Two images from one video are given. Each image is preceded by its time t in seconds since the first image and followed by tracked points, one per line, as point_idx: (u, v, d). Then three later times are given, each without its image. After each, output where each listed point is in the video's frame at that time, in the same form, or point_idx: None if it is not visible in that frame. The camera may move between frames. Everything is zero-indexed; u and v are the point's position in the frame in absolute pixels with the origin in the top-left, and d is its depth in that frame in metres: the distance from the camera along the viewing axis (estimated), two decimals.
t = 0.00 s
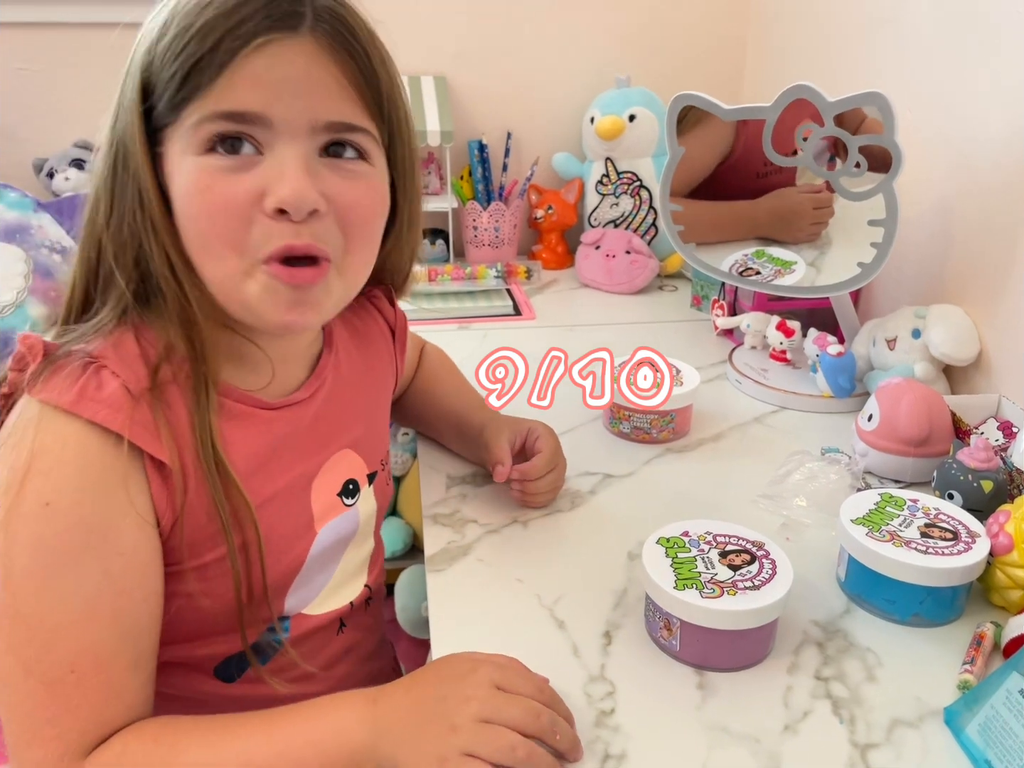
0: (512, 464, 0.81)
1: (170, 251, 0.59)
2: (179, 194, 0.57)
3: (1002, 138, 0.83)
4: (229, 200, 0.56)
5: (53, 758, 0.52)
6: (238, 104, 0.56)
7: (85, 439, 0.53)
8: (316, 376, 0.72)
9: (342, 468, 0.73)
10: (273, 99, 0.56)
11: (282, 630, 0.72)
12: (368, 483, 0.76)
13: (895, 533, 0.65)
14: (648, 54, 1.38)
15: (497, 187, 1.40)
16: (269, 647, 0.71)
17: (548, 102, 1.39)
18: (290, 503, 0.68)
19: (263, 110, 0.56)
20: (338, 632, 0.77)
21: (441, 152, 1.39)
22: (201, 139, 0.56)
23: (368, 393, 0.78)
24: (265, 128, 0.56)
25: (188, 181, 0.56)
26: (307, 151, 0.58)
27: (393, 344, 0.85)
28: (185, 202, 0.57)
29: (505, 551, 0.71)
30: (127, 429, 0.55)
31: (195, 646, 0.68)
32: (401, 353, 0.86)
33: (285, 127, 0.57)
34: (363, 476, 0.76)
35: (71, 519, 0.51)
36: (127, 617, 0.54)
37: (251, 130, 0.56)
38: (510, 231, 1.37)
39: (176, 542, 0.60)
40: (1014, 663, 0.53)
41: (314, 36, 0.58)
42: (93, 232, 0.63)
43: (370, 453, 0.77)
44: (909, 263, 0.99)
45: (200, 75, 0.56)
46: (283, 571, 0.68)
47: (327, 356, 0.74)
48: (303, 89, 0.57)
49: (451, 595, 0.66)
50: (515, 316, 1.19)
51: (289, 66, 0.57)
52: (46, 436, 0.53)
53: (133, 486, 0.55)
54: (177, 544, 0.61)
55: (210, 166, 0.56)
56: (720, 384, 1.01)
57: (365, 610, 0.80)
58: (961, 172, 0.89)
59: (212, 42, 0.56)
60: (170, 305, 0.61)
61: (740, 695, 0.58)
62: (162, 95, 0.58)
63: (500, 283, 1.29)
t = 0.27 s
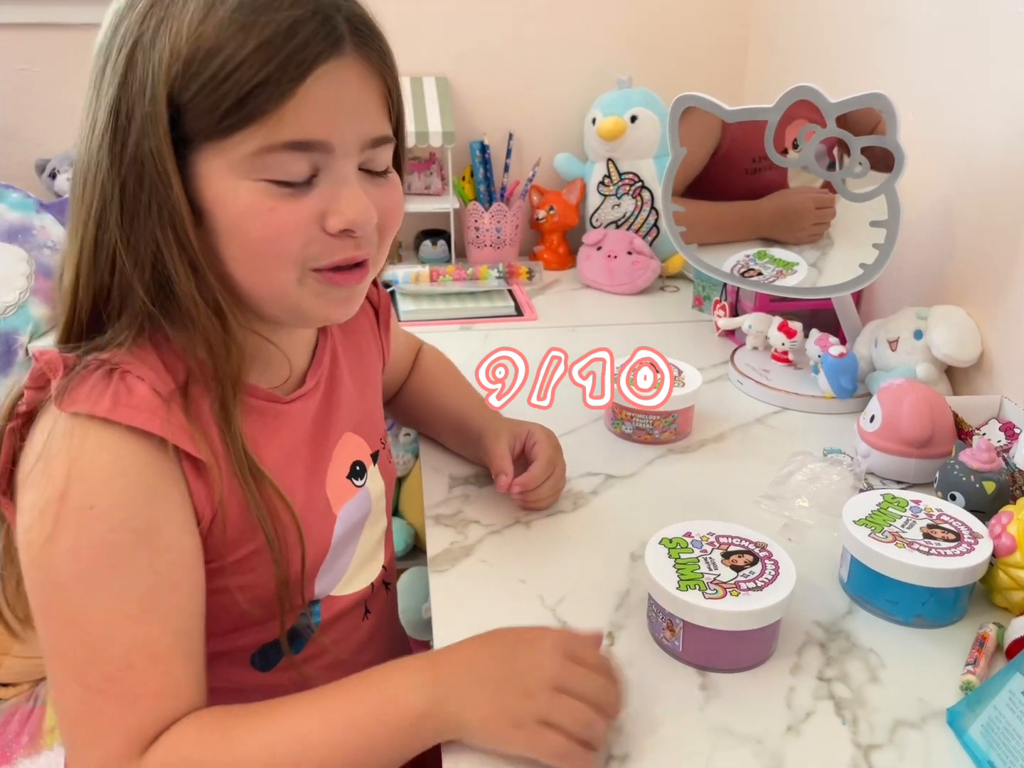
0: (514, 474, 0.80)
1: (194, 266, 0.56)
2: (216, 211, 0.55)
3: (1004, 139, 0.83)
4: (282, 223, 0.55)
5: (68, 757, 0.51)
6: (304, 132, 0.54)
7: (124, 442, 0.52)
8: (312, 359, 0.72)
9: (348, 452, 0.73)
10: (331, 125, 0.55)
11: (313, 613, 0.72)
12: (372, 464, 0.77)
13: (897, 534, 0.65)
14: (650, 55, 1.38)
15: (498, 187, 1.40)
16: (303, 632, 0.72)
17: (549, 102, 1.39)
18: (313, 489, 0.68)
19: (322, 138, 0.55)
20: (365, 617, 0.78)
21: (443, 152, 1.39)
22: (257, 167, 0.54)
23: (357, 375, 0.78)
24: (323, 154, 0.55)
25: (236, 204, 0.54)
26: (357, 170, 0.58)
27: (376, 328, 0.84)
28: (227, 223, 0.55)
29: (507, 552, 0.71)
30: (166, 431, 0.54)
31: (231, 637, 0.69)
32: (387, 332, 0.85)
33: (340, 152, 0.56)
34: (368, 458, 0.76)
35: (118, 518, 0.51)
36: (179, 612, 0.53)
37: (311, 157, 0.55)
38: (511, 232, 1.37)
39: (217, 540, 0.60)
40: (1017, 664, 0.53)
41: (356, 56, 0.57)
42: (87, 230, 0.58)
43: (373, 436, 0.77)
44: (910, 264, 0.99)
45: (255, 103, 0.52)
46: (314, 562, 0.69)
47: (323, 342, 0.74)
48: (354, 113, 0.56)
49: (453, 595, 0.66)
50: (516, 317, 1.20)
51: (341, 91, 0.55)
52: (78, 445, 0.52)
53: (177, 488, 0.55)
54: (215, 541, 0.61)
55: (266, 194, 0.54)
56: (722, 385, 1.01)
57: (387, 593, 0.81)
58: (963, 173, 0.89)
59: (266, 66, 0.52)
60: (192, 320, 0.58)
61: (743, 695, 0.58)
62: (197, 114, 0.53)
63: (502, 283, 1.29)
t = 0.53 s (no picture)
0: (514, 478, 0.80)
1: (225, 269, 0.56)
2: (251, 215, 0.55)
3: (1004, 139, 0.83)
4: (314, 233, 0.57)
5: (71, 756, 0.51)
6: (336, 145, 0.56)
7: (168, 427, 0.52)
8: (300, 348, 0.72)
9: (343, 436, 0.74)
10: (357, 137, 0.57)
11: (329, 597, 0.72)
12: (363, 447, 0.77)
13: (897, 533, 0.65)
14: (650, 55, 1.38)
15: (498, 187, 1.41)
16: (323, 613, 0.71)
17: (549, 102, 1.39)
18: (325, 478, 0.69)
19: (349, 149, 0.57)
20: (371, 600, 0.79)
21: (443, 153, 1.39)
22: (290, 180, 0.55)
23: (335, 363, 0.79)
24: (347, 164, 0.57)
25: (267, 208, 0.55)
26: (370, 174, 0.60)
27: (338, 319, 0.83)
28: (262, 229, 0.55)
29: (507, 551, 0.71)
30: (206, 410, 0.54)
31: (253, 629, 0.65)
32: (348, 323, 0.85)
33: (360, 159, 0.58)
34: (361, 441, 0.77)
35: (177, 504, 0.50)
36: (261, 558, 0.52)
37: (337, 165, 0.57)
38: (511, 232, 1.37)
39: (260, 529, 0.60)
40: (1017, 664, 0.53)
41: (373, 68, 0.59)
42: (90, 232, 0.55)
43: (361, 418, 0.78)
44: (911, 264, 0.99)
45: (297, 120, 0.53)
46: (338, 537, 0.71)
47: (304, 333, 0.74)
48: (371, 126, 0.59)
49: (453, 595, 0.66)
50: (516, 317, 1.20)
51: (364, 104, 0.57)
52: (118, 437, 0.51)
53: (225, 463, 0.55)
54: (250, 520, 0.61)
55: (296, 201, 0.56)
56: (723, 385, 1.01)
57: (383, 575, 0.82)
58: (963, 173, 0.89)
59: (305, 85, 0.53)
60: (217, 321, 0.57)
61: (743, 694, 0.58)
62: (238, 127, 0.52)
63: (502, 283, 1.29)
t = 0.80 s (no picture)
0: (514, 480, 0.80)
1: (248, 258, 0.56)
2: (274, 207, 0.55)
3: (1005, 139, 0.83)
4: (332, 220, 0.58)
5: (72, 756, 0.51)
6: (355, 135, 0.57)
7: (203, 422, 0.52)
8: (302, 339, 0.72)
9: (348, 426, 0.74)
10: (372, 128, 0.58)
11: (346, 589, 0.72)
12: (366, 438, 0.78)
13: (897, 533, 0.65)
14: (650, 55, 1.38)
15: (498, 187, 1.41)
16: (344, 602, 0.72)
17: (549, 103, 1.39)
18: (334, 465, 0.70)
19: (364, 140, 0.58)
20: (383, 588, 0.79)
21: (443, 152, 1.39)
22: (311, 169, 0.55)
23: (332, 356, 0.79)
24: (361, 155, 0.59)
25: (288, 196, 0.55)
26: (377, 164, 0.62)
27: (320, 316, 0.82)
28: (282, 217, 0.56)
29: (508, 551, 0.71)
30: (234, 403, 0.55)
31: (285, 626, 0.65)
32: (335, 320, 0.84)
33: (370, 151, 0.60)
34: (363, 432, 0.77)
35: (221, 482, 0.51)
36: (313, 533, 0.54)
37: (352, 155, 0.58)
38: (512, 232, 1.37)
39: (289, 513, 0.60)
40: (1018, 664, 0.53)
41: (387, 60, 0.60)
42: (112, 222, 0.54)
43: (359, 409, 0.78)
44: (911, 264, 0.99)
45: (323, 109, 0.54)
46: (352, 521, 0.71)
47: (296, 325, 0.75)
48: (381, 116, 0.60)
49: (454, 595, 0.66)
50: (517, 317, 1.20)
51: (377, 95, 0.58)
52: (155, 433, 0.51)
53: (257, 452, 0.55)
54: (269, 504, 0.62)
55: (316, 190, 0.56)
56: (723, 385, 1.01)
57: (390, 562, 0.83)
58: (963, 173, 0.89)
59: (331, 74, 0.54)
60: (239, 309, 0.57)
61: (743, 694, 0.58)
62: (264, 117, 0.53)
63: (502, 283, 1.29)
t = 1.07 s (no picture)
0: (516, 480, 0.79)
1: (263, 253, 0.56)
2: (285, 202, 0.55)
3: (1005, 138, 0.83)
4: (336, 214, 0.58)
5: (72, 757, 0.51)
6: (359, 132, 0.58)
7: (222, 422, 0.53)
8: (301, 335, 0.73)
9: (341, 425, 0.74)
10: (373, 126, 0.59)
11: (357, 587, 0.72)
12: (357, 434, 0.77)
13: (897, 533, 0.65)
14: (650, 54, 1.38)
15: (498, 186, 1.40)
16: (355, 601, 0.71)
17: (549, 101, 1.39)
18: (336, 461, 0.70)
19: (365, 138, 0.59)
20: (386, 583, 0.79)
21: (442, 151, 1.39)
22: (319, 164, 0.56)
23: (321, 357, 0.78)
24: (361, 153, 0.59)
25: (299, 193, 0.56)
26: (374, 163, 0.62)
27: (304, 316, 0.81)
28: (292, 213, 0.56)
29: (508, 551, 0.71)
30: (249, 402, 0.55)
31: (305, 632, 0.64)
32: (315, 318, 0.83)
33: (369, 149, 0.60)
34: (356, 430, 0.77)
35: (241, 479, 0.51)
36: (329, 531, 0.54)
37: (353, 153, 0.59)
38: (511, 231, 1.37)
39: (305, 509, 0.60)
40: (1018, 664, 0.53)
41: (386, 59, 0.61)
42: (129, 215, 0.53)
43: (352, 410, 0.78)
44: (911, 263, 0.99)
45: (333, 106, 0.55)
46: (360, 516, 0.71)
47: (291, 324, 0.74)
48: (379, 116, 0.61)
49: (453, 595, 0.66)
50: (516, 316, 1.20)
51: (376, 94, 0.59)
52: (178, 436, 0.51)
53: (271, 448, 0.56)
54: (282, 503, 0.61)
55: (322, 186, 0.57)
56: (723, 385, 1.01)
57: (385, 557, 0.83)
58: (963, 173, 0.89)
59: (340, 73, 0.55)
60: (254, 304, 0.57)
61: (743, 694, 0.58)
62: (280, 112, 0.53)
63: (502, 282, 1.29)
